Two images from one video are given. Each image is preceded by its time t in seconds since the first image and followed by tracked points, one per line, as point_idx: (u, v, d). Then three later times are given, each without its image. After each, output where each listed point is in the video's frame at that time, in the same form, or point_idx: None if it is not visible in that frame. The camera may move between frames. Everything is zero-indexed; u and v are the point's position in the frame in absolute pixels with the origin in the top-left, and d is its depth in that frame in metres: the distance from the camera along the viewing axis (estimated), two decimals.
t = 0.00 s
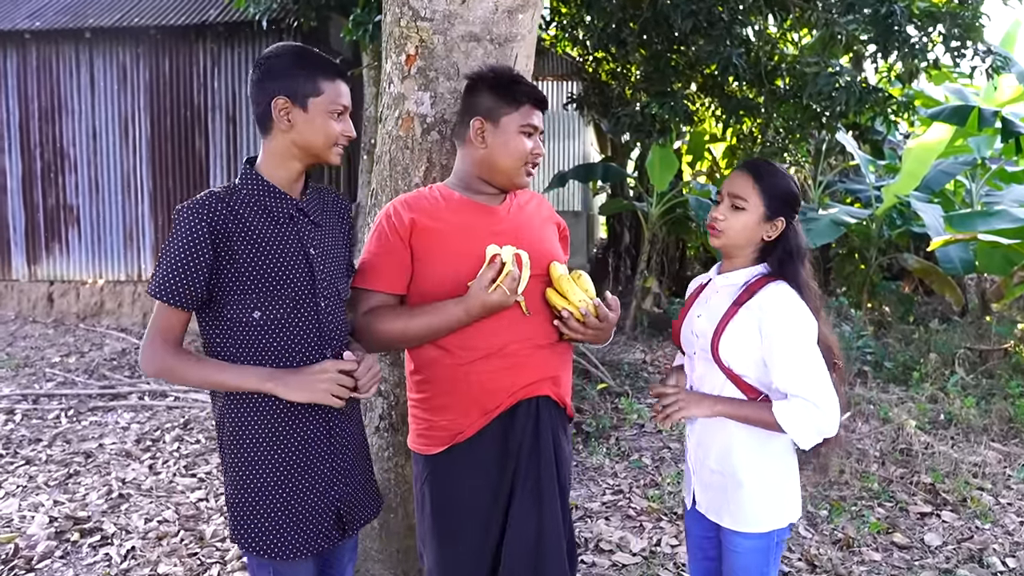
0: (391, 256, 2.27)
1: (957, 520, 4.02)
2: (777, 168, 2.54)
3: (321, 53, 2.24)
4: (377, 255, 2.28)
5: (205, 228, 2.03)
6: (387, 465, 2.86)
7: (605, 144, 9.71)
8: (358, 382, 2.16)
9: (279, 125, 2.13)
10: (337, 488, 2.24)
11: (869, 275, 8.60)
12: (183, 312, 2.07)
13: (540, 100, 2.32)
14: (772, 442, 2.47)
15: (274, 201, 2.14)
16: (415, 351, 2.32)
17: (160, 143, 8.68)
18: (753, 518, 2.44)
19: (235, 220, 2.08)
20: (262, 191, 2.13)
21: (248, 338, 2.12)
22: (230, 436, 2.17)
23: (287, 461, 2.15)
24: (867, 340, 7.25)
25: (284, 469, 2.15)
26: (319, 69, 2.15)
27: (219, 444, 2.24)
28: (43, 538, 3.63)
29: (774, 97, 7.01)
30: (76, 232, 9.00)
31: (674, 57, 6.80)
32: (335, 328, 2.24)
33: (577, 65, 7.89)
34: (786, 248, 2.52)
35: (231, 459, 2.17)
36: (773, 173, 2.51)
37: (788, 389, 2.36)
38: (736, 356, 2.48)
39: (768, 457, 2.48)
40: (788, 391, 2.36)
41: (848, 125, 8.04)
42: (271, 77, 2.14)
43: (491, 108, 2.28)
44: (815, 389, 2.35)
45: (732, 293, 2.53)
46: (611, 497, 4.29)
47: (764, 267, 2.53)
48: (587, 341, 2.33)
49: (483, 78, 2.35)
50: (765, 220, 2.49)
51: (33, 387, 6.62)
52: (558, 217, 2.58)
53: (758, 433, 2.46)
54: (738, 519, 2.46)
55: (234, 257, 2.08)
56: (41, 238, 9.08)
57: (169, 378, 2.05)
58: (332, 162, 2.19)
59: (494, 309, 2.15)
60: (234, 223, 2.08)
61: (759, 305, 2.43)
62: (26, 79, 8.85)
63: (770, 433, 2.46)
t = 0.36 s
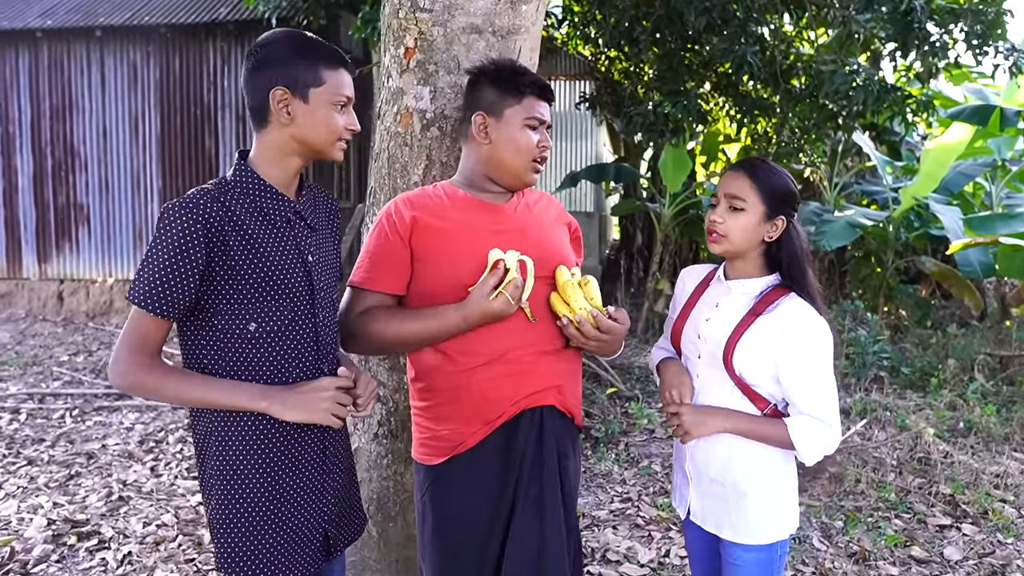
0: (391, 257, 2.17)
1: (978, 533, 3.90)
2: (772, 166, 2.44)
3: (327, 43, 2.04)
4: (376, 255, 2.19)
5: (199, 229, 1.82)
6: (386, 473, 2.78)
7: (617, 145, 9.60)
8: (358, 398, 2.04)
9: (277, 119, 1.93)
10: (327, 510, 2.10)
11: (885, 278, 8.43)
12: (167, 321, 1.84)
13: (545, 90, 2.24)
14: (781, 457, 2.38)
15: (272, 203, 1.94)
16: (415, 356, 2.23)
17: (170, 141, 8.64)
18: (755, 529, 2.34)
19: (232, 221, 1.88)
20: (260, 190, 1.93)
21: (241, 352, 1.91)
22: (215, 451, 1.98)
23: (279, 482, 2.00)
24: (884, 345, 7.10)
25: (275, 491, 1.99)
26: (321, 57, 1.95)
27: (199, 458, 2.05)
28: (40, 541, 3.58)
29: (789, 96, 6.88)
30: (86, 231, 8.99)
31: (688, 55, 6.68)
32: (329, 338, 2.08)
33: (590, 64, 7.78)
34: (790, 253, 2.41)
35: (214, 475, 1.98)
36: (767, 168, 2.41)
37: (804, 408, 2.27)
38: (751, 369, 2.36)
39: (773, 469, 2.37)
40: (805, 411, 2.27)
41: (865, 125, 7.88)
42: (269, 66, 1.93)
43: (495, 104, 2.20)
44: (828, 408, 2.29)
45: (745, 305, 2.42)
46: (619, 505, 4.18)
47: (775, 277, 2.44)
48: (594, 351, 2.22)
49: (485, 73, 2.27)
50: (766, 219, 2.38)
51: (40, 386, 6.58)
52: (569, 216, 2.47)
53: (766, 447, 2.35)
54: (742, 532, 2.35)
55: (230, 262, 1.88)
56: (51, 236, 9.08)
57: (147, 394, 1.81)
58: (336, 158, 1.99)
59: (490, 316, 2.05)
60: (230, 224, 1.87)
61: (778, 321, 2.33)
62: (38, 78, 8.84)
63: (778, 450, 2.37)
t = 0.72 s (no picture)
0: (394, 260, 2.11)
1: (997, 546, 3.80)
2: (789, 170, 2.39)
3: (322, 26, 1.86)
4: (380, 259, 2.13)
5: (194, 233, 1.61)
6: (389, 484, 2.71)
7: (625, 148, 9.52)
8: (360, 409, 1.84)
9: (270, 108, 1.74)
10: (321, 537, 1.96)
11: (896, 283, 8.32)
12: (151, 339, 1.59)
13: (553, 87, 2.16)
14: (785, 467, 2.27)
15: (267, 205, 1.77)
16: (419, 361, 2.17)
17: (176, 143, 8.60)
18: (762, 543, 2.26)
19: (228, 225, 1.68)
20: (254, 189, 1.76)
21: (237, 374, 1.71)
22: (202, 485, 1.76)
23: (281, 512, 1.84)
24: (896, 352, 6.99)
25: (275, 521, 1.83)
26: (320, 41, 1.78)
27: (169, 496, 1.79)
28: (37, 549, 3.52)
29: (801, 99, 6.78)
30: (91, 233, 8.95)
31: (698, 57, 6.58)
32: (325, 348, 1.92)
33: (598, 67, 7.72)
34: (806, 258, 2.33)
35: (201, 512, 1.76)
36: (785, 172, 2.36)
37: (803, 413, 2.17)
38: (755, 372, 2.29)
39: (778, 481, 2.28)
40: (803, 416, 2.17)
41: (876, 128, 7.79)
42: (261, 50, 1.75)
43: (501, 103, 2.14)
44: (831, 417, 2.19)
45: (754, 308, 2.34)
46: (627, 515, 4.09)
47: (790, 280, 2.35)
48: (605, 368, 2.11)
49: (493, 73, 2.23)
50: (782, 221, 2.31)
51: (43, 390, 6.52)
52: (586, 217, 2.39)
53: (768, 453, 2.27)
54: (743, 545, 2.27)
55: (226, 272, 1.67)
56: (57, 238, 9.06)
57: (130, 426, 1.54)
58: (333, 153, 1.81)
59: (489, 322, 1.96)
60: (225, 228, 1.67)
61: (783, 322, 2.24)
62: (45, 80, 8.83)
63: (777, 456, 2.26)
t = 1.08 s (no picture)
0: (400, 270, 2.07)
1: (1009, 558, 3.75)
2: (818, 186, 2.36)
3: (341, 28, 1.83)
4: (386, 269, 2.09)
5: (212, 245, 1.53)
6: (395, 495, 2.67)
7: (628, 152, 9.48)
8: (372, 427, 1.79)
9: (279, 109, 1.68)
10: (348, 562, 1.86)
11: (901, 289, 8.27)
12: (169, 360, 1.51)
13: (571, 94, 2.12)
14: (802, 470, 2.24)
15: (279, 212, 1.71)
16: (428, 373, 2.12)
17: (177, 146, 8.55)
18: (782, 560, 2.21)
19: (245, 235, 1.60)
20: (264, 197, 1.69)
21: (260, 392, 1.63)
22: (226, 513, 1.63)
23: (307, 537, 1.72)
24: (901, 359, 6.94)
25: (301, 545, 1.72)
26: (333, 42, 1.73)
27: (186, 531, 1.65)
28: (35, 558, 3.47)
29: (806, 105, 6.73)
30: (91, 236, 8.90)
31: (703, 62, 6.51)
32: (343, 360, 1.86)
33: (601, 72, 7.68)
34: (824, 265, 2.28)
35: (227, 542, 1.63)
36: (812, 186, 2.32)
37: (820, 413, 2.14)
38: (774, 379, 2.24)
39: (793, 493, 2.23)
40: (820, 416, 2.14)
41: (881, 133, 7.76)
42: (270, 49, 1.70)
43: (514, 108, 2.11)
44: (847, 419, 2.16)
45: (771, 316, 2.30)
46: (634, 525, 4.03)
47: (802, 285, 2.30)
48: (616, 372, 2.07)
49: (517, 78, 2.20)
50: (799, 230, 2.27)
51: (41, 395, 6.45)
52: (596, 223, 2.34)
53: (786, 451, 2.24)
54: (761, 560, 2.22)
55: (246, 284, 1.59)
56: (57, 242, 9.01)
57: (152, 456, 1.45)
58: (340, 162, 1.76)
59: (497, 335, 1.91)
60: (244, 238, 1.60)
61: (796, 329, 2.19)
62: (46, 82, 8.79)
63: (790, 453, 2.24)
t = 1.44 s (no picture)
0: (413, 277, 2.03)
1: (1017, 564, 3.72)
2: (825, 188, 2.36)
3: (346, 33, 1.80)
4: (399, 276, 2.05)
5: (227, 255, 1.50)
6: (402, 506, 2.65)
7: (627, 157, 9.46)
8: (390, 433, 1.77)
9: (289, 119, 1.66)
10: None
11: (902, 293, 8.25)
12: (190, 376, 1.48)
13: (575, 97, 2.10)
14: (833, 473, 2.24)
15: (292, 219, 1.69)
16: (438, 385, 2.09)
17: (176, 152, 8.52)
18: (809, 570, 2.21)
19: (260, 244, 1.58)
20: (276, 206, 1.66)
21: (282, 405, 1.60)
22: (256, 525, 1.60)
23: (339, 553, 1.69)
24: (903, 364, 6.92)
25: (330, 562, 1.68)
26: (344, 50, 1.71)
27: (214, 544, 1.62)
28: (36, 569, 3.44)
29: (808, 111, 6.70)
30: (90, 242, 8.87)
31: (704, 67, 6.53)
32: (365, 371, 1.84)
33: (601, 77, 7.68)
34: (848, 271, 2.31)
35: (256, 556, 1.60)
36: (822, 190, 2.33)
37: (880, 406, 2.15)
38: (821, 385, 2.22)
39: (830, 498, 2.23)
40: (881, 406, 2.15)
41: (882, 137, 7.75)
42: (280, 56, 1.67)
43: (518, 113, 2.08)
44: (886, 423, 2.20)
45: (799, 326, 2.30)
46: (639, 532, 4.01)
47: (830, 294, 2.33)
48: (627, 388, 2.08)
49: (516, 82, 2.17)
50: (822, 232, 2.26)
51: (40, 403, 6.41)
52: (603, 237, 2.33)
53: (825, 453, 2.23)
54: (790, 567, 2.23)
55: (264, 294, 1.57)
56: (56, 248, 8.98)
57: (176, 475, 1.43)
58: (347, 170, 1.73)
59: (521, 346, 1.92)
60: (258, 247, 1.57)
61: (846, 336, 2.22)
62: (44, 88, 8.77)
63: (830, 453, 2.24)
